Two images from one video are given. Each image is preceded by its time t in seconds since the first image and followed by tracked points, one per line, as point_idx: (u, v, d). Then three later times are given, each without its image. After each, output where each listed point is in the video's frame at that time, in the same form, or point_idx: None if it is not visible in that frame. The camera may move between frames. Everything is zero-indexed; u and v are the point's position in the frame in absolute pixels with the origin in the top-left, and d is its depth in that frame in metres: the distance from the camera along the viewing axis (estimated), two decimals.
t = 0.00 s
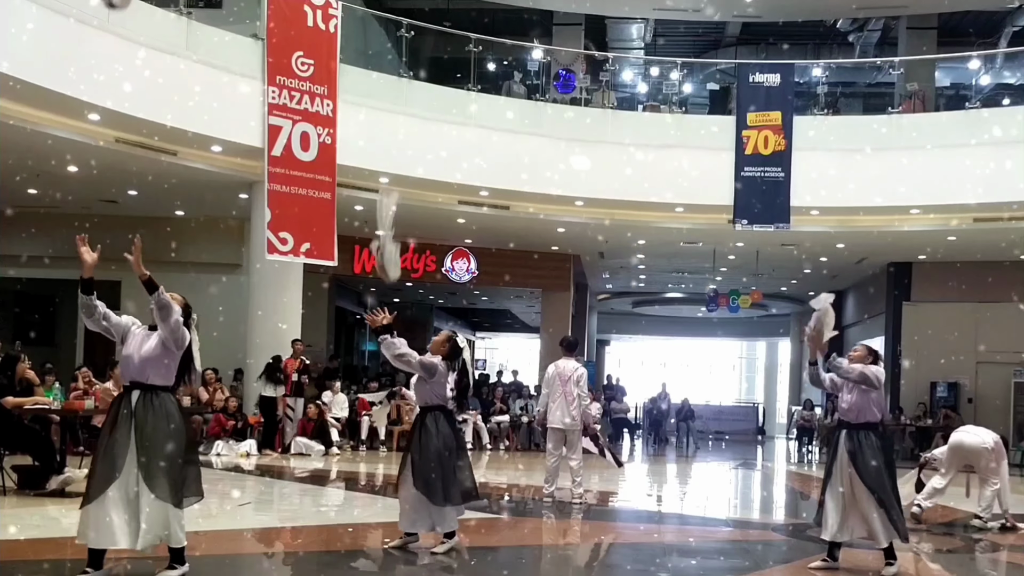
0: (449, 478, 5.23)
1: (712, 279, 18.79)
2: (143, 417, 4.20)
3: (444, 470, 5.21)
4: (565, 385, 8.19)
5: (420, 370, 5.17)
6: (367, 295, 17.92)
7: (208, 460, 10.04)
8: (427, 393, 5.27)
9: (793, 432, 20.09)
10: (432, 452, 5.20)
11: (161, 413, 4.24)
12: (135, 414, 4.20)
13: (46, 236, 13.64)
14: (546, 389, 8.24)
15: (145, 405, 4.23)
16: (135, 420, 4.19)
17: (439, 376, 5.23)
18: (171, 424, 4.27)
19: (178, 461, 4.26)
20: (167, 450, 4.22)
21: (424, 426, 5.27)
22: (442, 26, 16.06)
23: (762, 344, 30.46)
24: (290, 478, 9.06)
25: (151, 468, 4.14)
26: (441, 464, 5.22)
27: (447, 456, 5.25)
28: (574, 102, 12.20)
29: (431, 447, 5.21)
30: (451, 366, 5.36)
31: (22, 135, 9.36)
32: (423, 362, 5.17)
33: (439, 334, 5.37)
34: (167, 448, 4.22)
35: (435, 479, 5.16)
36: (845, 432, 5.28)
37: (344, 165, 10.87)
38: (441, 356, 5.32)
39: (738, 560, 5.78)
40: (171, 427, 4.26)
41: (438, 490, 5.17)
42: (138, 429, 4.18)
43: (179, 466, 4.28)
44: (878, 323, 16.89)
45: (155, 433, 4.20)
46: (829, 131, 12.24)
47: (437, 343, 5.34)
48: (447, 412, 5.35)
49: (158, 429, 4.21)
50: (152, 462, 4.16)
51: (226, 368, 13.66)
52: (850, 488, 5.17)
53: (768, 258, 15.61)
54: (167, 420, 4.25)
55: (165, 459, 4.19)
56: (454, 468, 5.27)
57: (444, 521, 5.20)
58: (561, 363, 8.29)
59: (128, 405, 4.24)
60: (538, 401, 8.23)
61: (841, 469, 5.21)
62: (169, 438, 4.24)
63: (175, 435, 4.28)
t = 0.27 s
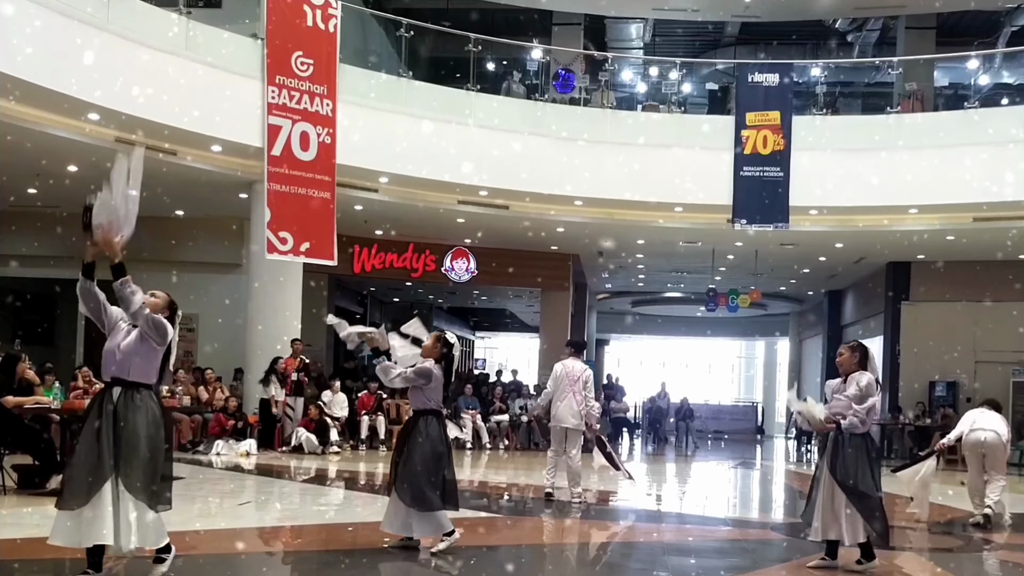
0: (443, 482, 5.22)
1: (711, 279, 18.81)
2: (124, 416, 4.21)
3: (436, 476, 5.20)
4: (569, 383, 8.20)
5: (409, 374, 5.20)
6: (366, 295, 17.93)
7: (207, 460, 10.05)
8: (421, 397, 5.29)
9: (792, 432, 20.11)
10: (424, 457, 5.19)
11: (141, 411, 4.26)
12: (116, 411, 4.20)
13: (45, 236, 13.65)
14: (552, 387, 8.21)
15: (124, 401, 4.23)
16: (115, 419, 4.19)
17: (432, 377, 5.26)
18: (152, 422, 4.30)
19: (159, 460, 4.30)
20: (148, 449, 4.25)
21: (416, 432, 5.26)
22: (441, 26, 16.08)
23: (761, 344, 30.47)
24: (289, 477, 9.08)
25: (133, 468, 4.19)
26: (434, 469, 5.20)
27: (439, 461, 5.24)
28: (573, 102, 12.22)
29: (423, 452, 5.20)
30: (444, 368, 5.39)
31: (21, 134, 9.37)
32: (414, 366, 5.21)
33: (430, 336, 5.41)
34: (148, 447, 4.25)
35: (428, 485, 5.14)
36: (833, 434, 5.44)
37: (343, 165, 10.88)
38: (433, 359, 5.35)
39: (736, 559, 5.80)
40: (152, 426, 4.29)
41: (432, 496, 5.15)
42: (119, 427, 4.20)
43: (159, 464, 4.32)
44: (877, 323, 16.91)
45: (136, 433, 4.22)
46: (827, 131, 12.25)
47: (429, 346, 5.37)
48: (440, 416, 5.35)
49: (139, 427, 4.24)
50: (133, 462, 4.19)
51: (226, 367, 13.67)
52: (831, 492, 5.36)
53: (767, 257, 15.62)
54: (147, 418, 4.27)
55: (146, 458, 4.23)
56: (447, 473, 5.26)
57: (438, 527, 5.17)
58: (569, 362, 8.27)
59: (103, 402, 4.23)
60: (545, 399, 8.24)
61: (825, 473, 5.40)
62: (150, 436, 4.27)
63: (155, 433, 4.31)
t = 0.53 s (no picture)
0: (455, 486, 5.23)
1: (709, 279, 18.84)
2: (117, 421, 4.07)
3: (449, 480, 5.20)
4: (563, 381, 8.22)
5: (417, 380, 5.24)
6: (365, 294, 17.96)
7: (207, 458, 10.06)
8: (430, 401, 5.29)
9: (790, 431, 20.13)
10: (436, 461, 5.19)
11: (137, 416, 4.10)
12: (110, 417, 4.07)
13: (45, 234, 13.64)
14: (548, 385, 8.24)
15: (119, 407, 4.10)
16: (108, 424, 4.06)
17: (437, 382, 5.28)
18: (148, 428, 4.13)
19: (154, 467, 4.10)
20: (142, 455, 4.08)
21: (427, 437, 5.26)
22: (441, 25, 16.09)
23: (759, 343, 30.51)
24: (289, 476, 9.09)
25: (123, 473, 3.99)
26: (446, 473, 5.21)
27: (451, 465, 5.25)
28: (572, 102, 12.23)
29: (435, 456, 5.20)
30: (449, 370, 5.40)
31: (22, 132, 9.39)
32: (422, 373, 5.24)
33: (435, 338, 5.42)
34: (140, 452, 4.07)
35: (441, 489, 5.15)
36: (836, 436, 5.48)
37: (343, 164, 10.89)
38: (438, 362, 5.36)
39: (735, 558, 5.82)
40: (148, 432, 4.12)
41: (444, 500, 5.15)
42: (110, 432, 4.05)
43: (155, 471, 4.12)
44: (875, 323, 16.94)
45: (128, 437, 4.07)
46: (826, 132, 12.28)
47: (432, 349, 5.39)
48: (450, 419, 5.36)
49: (134, 433, 4.07)
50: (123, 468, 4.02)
51: (226, 365, 13.68)
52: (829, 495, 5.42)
53: (766, 257, 15.65)
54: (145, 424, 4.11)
55: (139, 465, 4.05)
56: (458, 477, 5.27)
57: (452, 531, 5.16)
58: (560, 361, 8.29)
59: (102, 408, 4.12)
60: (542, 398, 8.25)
61: (825, 479, 5.47)
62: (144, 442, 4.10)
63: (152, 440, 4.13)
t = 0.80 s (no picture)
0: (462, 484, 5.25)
1: (709, 279, 18.85)
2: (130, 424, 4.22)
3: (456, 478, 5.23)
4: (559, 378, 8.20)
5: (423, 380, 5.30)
6: (365, 294, 17.96)
7: (207, 458, 10.07)
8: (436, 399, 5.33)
9: (790, 432, 20.13)
10: (443, 459, 5.22)
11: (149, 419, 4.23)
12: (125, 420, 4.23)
13: (44, 234, 13.65)
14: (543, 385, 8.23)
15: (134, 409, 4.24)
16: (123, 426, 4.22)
17: (439, 382, 5.31)
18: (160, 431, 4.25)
19: (165, 469, 4.22)
20: (151, 458, 4.20)
21: (435, 435, 5.31)
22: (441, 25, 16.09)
23: (759, 344, 30.51)
24: (288, 476, 9.10)
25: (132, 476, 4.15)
26: (453, 471, 5.24)
27: (458, 463, 5.28)
28: (572, 102, 12.25)
29: (441, 454, 5.24)
30: (454, 369, 5.41)
31: (22, 133, 9.41)
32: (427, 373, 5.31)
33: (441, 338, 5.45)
34: (150, 456, 4.20)
35: (447, 486, 5.17)
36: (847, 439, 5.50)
37: (343, 164, 10.89)
38: (445, 361, 5.39)
39: (734, 559, 5.83)
40: (159, 435, 4.24)
41: (450, 498, 5.17)
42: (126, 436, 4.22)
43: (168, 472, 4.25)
44: (875, 323, 16.94)
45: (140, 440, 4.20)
46: (825, 132, 12.29)
47: (437, 349, 5.45)
48: (458, 419, 5.39)
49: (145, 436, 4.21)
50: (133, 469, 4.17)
51: (226, 366, 13.69)
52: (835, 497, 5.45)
53: (765, 258, 15.65)
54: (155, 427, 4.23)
55: (151, 467, 4.18)
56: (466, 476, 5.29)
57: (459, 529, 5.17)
58: (556, 359, 8.27)
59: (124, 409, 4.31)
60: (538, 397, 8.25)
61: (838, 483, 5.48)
62: (155, 445, 4.22)
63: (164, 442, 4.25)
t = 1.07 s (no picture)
0: (465, 482, 5.22)
1: (711, 277, 18.84)
2: (146, 423, 4.20)
3: (458, 475, 5.21)
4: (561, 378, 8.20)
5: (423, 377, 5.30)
6: (366, 292, 17.96)
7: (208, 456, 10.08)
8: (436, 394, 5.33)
9: (792, 430, 20.11)
10: (443, 457, 5.20)
11: (162, 416, 4.22)
12: (140, 419, 4.20)
13: (45, 232, 13.65)
14: (549, 383, 8.22)
15: (149, 408, 4.23)
16: (139, 426, 4.19)
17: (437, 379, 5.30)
18: (177, 428, 4.25)
19: (186, 466, 4.21)
20: (171, 456, 4.19)
21: (436, 432, 5.30)
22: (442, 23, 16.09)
23: (761, 342, 30.51)
24: (290, 474, 9.10)
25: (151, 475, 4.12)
26: (454, 468, 5.22)
27: (460, 460, 5.25)
28: (574, 99, 12.27)
29: (442, 452, 5.22)
30: (455, 365, 5.37)
31: (24, 131, 9.42)
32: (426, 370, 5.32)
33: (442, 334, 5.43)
34: (170, 453, 4.18)
35: (448, 484, 5.15)
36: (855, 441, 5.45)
37: (344, 162, 10.89)
38: (446, 356, 5.34)
39: (737, 555, 5.83)
40: (176, 431, 4.23)
41: (452, 495, 5.15)
42: (142, 436, 4.19)
43: (189, 469, 4.24)
44: (877, 321, 16.94)
45: (157, 438, 4.19)
46: (826, 129, 12.29)
47: (439, 348, 5.45)
48: (460, 415, 5.36)
49: (162, 434, 4.20)
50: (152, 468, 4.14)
51: (227, 364, 13.70)
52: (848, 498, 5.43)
53: (767, 255, 15.64)
54: (172, 424, 4.23)
55: (170, 465, 4.17)
56: (470, 472, 5.25)
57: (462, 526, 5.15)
58: (561, 359, 8.31)
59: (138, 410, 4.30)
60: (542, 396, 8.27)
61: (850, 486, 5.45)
62: (173, 442, 4.21)
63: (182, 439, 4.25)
